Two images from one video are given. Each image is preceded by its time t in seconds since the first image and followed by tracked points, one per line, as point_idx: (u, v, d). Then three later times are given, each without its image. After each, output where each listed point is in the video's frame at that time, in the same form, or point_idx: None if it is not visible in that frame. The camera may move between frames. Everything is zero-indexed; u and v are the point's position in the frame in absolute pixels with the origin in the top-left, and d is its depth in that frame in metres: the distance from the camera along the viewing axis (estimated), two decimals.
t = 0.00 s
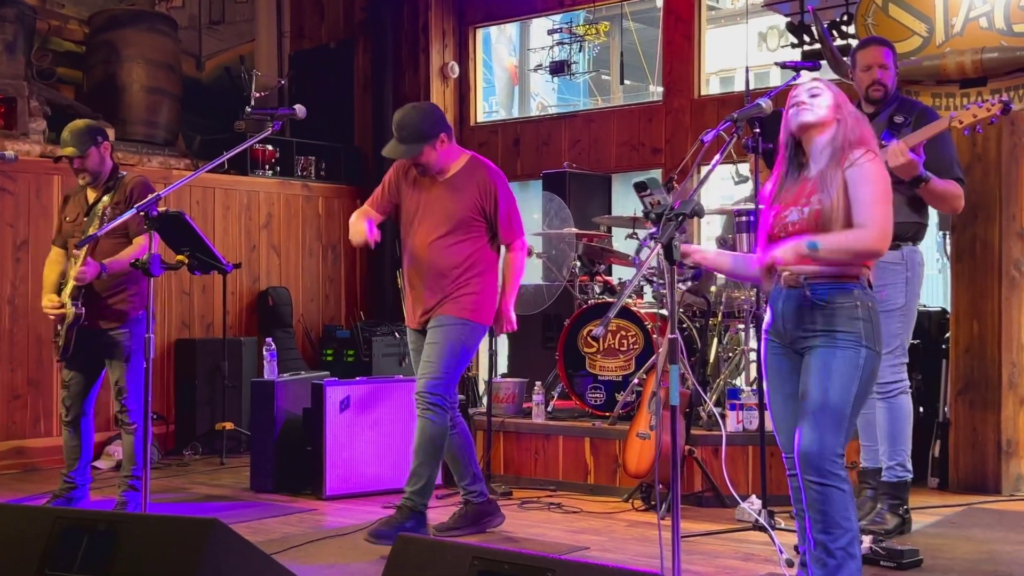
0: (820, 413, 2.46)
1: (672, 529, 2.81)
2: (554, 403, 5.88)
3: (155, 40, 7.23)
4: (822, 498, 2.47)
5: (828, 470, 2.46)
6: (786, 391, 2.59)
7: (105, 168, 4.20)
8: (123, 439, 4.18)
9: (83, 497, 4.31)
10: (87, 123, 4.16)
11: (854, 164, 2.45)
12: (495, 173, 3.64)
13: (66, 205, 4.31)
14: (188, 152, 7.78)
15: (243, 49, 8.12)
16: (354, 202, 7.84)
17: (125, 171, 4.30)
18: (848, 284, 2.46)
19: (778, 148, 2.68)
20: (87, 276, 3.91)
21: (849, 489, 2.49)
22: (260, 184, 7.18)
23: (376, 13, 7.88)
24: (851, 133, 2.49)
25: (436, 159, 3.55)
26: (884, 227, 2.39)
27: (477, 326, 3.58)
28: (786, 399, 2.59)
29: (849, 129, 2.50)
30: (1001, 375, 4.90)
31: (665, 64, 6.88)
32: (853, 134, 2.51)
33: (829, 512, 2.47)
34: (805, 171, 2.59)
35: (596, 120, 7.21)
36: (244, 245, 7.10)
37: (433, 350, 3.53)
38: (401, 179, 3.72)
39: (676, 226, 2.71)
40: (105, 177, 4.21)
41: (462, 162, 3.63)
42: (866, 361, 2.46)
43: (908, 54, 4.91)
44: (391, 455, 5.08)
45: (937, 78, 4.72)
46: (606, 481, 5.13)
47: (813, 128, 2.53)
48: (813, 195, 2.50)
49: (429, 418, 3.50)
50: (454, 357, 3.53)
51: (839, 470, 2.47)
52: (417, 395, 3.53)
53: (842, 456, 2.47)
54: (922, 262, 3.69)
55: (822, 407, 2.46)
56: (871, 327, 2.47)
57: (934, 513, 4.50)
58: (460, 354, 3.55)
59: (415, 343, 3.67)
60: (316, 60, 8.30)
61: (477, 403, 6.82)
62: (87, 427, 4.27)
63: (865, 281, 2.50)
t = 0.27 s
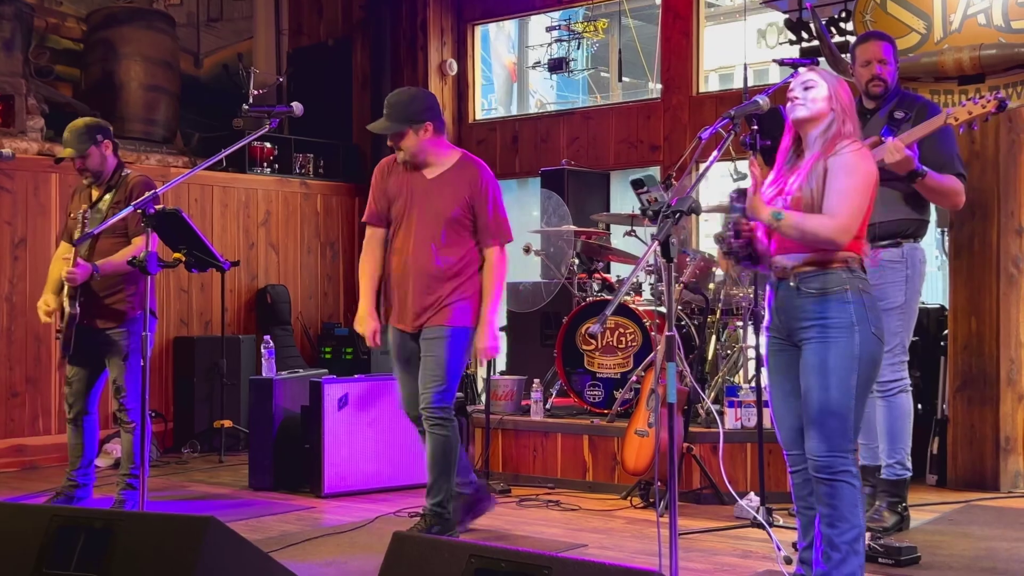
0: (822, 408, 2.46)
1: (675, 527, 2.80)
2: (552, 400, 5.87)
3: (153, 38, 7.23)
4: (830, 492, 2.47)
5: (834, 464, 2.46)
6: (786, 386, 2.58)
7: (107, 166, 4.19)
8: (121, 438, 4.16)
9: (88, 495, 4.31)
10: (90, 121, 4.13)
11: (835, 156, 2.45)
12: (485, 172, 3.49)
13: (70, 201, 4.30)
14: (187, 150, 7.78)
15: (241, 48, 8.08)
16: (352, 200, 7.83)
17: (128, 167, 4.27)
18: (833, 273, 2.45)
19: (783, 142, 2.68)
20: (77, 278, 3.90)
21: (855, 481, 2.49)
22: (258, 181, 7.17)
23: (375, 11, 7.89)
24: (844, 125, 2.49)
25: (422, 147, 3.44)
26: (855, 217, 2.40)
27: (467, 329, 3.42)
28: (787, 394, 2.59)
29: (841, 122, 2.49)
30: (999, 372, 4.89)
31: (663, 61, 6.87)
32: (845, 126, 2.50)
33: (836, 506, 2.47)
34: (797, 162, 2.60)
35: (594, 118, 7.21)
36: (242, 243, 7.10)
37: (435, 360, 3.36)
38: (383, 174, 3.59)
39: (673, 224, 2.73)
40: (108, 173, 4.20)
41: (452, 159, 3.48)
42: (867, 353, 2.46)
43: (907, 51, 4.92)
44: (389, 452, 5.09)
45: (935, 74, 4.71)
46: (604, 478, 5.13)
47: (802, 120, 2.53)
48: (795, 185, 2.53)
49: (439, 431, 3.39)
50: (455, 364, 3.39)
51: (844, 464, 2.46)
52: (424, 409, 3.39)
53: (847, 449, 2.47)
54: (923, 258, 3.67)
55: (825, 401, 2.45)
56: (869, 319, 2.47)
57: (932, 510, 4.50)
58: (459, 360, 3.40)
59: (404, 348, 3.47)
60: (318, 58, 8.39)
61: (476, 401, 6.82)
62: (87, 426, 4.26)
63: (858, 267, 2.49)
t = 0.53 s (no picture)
0: (816, 407, 2.45)
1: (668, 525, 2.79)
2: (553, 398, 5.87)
3: (154, 36, 7.23)
4: (820, 492, 2.46)
5: (826, 464, 2.46)
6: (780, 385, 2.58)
7: (108, 164, 4.19)
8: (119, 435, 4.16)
9: (87, 493, 4.30)
10: (90, 119, 4.13)
11: (843, 157, 2.45)
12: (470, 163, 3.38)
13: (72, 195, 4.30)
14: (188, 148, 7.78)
15: (242, 45, 8.11)
16: (353, 197, 7.82)
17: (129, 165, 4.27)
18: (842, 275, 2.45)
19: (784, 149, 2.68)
20: (70, 278, 3.93)
21: (845, 482, 2.49)
22: (259, 179, 7.18)
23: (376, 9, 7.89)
24: (845, 129, 2.51)
25: (404, 141, 3.39)
26: (885, 224, 2.38)
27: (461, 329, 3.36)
28: (781, 393, 2.58)
29: (842, 125, 2.52)
30: (1000, 369, 4.89)
31: (664, 58, 6.86)
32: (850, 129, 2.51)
33: (826, 506, 2.46)
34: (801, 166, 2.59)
35: (595, 115, 7.20)
36: (243, 240, 7.10)
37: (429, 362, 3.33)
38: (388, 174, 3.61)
39: (673, 221, 2.73)
40: (109, 171, 4.21)
41: (438, 150, 3.41)
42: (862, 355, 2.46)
43: (908, 48, 4.91)
44: (389, 450, 5.09)
45: (936, 71, 4.71)
46: (605, 475, 5.13)
47: (807, 122, 2.54)
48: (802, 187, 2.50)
49: (437, 433, 3.35)
50: (450, 365, 3.35)
51: (836, 464, 2.46)
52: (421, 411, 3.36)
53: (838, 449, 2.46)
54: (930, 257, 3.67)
55: (819, 400, 2.45)
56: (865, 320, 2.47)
57: (932, 507, 4.49)
58: (454, 361, 3.37)
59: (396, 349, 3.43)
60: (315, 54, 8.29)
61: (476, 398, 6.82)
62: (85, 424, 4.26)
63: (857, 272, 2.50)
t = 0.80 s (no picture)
0: (826, 405, 2.45)
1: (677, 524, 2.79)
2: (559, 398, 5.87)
3: (161, 35, 7.24)
4: (835, 489, 2.46)
5: (839, 461, 2.45)
6: (788, 383, 2.57)
7: (108, 164, 4.19)
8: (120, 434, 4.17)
9: (93, 491, 4.32)
10: (91, 119, 4.14)
11: (849, 153, 2.44)
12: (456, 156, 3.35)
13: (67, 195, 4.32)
14: (194, 147, 7.79)
15: (249, 44, 8.14)
16: (359, 196, 7.83)
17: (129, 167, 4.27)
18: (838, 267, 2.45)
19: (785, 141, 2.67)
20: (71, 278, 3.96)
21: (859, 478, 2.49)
22: (265, 178, 7.18)
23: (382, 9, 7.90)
24: (848, 125, 2.50)
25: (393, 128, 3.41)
26: (889, 222, 2.38)
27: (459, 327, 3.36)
28: (789, 391, 2.58)
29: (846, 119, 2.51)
30: (1007, 368, 4.87)
31: (671, 57, 6.85)
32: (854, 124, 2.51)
33: (840, 503, 2.46)
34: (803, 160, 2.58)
35: (601, 114, 7.19)
36: (249, 239, 7.11)
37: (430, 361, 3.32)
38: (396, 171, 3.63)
39: (679, 220, 2.72)
40: (108, 173, 4.21)
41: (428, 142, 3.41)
42: (869, 351, 2.45)
43: (915, 47, 4.89)
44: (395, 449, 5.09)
45: (943, 70, 4.70)
46: (611, 474, 5.13)
47: (811, 116, 2.53)
48: (801, 180, 2.49)
49: (441, 433, 3.34)
50: (451, 364, 3.35)
51: (849, 461, 2.46)
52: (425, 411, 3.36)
53: (851, 446, 2.46)
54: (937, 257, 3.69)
55: (829, 397, 2.44)
56: (872, 316, 2.46)
57: (939, 507, 4.48)
58: (455, 359, 3.37)
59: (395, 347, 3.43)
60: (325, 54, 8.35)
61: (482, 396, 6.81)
62: (89, 422, 4.27)
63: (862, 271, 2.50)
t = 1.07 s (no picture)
0: (831, 405, 2.44)
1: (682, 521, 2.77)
2: (566, 394, 5.87)
3: (168, 32, 7.25)
4: (835, 488, 2.45)
5: (841, 461, 2.45)
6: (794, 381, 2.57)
7: (109, 162, 4.19)
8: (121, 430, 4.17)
9: (99, 487, 4.33)
10: (92, 119, 4.15)
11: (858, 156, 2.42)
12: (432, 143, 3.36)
13: (64, 191, 4.33)
14: (201, 143, 7.80)
15: (256, 40, 8.20)
16: (366, 193, 7.83)
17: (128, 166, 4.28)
18: (855, 273, 2.44)
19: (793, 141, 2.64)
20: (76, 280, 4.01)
21: (861, 479, 2.48)
22: (272, 175, 7.19)
23: (389, 6, 7.89)
24: (859, 125, 2.48)
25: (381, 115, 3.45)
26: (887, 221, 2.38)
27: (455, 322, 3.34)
28: (796, 389, 2.57)
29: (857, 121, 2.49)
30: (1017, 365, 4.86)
31: (678, 54, 6.84)
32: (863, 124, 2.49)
33: (841, 503, 2.46)
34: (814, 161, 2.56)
35: (608, 110, 7.18)
36: (257, 236, 7.12)
37: (429, 359, 3.31)
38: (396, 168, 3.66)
39: (687, 215, 2.72)
40: (109, 172, 4.21)
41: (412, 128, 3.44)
42: (877, 353, 2.44)
43: (923, 42, 4.88)
44: (402, 446, 5.09)
45: (952, 66, 4.67)
46: (618, 471, 5.12)
47: (822, 118, 2.49)
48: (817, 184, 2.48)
49: (445, 429, 3.35)
50: (451, 362, 3.34)
51: (851, 461, 2.45)
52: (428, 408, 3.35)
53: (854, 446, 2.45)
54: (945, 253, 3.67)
55: (834, 396, 2.44)
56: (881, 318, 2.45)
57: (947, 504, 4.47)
58: (455, 356, 3.36)
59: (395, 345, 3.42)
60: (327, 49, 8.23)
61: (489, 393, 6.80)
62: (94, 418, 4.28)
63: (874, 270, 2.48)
